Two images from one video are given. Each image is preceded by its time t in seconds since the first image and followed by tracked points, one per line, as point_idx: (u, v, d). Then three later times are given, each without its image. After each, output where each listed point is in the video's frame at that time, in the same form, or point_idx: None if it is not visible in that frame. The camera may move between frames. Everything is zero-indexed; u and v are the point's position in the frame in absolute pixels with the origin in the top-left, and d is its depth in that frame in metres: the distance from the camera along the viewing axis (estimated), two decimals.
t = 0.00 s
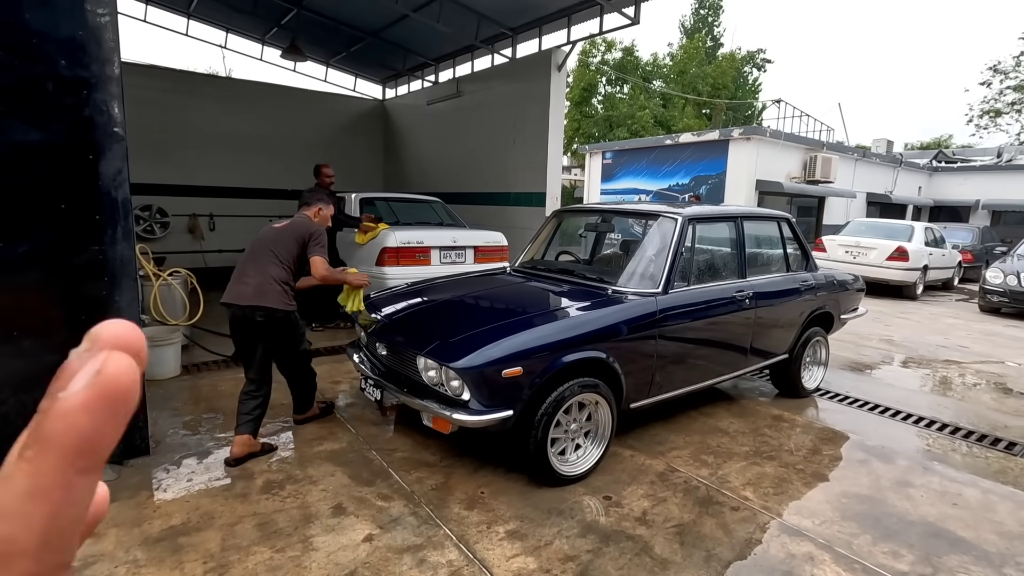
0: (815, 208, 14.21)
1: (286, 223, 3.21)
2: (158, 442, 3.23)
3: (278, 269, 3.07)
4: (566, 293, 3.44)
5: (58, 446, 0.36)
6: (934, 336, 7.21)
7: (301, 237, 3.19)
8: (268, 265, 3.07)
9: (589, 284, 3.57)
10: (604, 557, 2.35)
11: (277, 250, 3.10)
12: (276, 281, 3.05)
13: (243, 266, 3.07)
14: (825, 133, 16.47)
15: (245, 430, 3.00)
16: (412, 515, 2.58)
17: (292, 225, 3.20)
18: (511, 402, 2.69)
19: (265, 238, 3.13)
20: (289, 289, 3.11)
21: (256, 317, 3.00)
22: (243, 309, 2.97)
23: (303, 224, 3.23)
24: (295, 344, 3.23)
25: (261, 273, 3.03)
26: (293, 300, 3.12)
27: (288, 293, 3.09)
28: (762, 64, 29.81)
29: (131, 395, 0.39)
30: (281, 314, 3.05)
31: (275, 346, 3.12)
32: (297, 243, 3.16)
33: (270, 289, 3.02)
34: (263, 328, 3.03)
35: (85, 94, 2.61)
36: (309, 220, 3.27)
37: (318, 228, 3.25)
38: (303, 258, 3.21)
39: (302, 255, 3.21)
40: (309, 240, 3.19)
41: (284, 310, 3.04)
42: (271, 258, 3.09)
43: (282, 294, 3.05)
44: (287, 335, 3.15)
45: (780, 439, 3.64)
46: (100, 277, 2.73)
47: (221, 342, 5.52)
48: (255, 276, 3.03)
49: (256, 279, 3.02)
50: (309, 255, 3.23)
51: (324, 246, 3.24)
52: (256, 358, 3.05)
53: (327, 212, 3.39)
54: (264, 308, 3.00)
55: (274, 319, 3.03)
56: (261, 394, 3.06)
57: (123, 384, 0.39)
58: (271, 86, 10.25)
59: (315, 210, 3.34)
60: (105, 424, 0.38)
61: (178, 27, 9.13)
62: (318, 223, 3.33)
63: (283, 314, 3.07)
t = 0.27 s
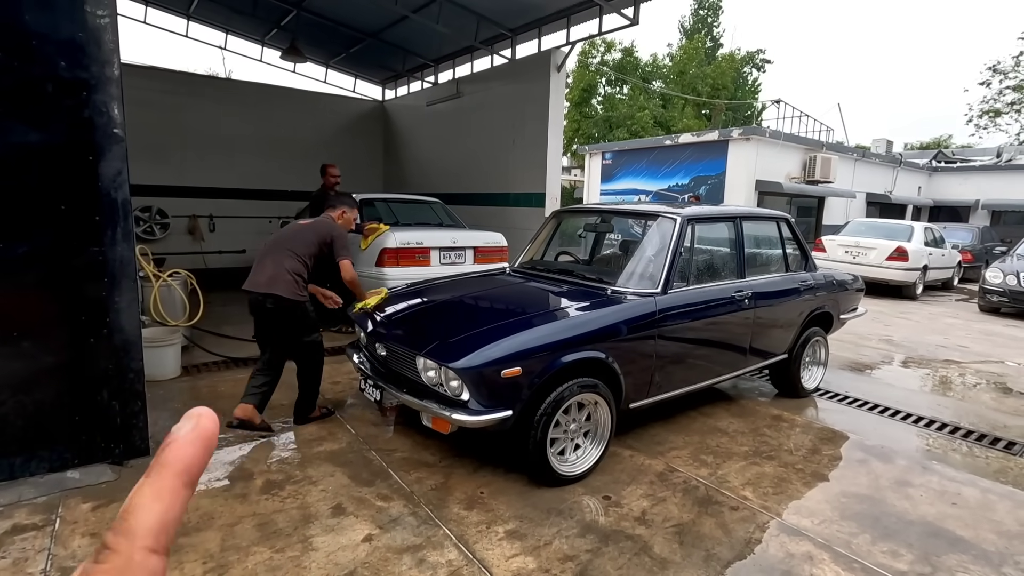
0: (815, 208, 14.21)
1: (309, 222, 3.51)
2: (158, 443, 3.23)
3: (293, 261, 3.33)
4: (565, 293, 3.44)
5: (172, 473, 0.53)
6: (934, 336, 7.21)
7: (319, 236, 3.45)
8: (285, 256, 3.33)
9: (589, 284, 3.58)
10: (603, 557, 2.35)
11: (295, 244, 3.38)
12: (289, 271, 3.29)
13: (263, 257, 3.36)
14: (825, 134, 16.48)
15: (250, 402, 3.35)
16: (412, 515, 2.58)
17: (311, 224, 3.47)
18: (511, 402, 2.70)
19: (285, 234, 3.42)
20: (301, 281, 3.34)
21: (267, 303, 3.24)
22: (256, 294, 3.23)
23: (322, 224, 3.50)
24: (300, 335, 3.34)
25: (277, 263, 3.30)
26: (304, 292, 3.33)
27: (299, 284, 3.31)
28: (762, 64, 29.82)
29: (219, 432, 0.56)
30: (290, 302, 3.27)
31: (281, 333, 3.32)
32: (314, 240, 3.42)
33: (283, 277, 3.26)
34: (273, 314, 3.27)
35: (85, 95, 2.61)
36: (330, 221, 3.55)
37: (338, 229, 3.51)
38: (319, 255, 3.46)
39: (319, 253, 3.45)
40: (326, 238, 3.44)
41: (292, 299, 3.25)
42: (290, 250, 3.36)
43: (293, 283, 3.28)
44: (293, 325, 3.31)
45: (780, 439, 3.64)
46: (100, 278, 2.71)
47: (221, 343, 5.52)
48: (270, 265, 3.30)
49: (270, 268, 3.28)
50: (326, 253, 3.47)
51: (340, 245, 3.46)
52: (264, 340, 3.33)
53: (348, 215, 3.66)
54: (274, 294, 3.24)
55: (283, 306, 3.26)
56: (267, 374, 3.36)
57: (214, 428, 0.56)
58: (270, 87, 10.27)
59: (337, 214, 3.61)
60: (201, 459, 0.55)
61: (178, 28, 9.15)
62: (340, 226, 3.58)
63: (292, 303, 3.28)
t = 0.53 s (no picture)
0: (815, 208, 14.22)
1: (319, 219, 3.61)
2: (159, 443, 3.23)
3: (297, 256, 3.45)
4: (565, 294, 3.45)
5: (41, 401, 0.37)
6: (934, 336, 7.21)
7: (328, 233, 3.54)
8: (291, 251, 3.46)
9: (589, 284, 3.58)
10: (605, 557, 2.35)
11: (301, 240, 3.50)
12: (293, 265, 3.42)
13: (272, 250, 3.51)
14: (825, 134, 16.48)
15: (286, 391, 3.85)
16: (412, 515, 2.58)
17: (323, 222, 3.57)
18: (511, 402, 2.69)
19: (297, 230, 3.55)
20: (304, 276, 3.45)
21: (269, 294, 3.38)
22: (260, 285, 3.38)
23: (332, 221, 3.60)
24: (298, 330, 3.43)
25: (283, 257, 3.44)
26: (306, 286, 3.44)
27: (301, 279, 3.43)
28: (762, 64, 29.83)
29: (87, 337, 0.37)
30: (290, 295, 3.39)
31: (284, 326, 3.46)
32: (322, 236, 3.53)
33: (286, 272, 3.39)
34: (275, 306, 3.41)
35: (85, 96, 2.61)
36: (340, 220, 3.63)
37: (346, 228, 3.57)
38: (327, 253, 3.55)
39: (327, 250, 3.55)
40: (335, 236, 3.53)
41: (292, 292, 3.37)
42: (296, 246, 3.48)
43: (296, 277, 3.40)
44: (293, 319, 3.42)
45: (780, 439, 3.64)
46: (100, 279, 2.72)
47: (221, 344, 5.52)
48: (277, 258, 3.44)
49: (276, 261, 3.42)
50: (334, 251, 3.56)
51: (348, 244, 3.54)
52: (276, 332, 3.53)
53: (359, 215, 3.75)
54: (276, 286, 3.37)
55: (284, 298, 3.38)
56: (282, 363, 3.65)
57: (78, 327, 0.37)
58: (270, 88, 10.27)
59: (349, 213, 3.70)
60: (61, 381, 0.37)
61: (178, 30, 9.15)
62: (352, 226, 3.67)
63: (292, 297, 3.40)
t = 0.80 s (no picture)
0: (814, 209, 14.23)
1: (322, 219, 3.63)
2: (160, 445, 3.23)
3: (297, 251, 3.46)
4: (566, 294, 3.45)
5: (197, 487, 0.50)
6: (934, 336, 7.22)
7: (329, 231, 3.55)
8: (291, 247, 3.47)
9: (589, 285, 3.58)
10: (606, 558, 2.36)
11: (302, 237, 3.51)
12: (293, 260, 3.42)
13: (274, 246, 3.52)
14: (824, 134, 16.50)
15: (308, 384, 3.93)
16: (414, 516, 2.58)
17: (325, 221, 3.59)
18: (512, 403, 2.70)
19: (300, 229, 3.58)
20: (303, 272, 3.44)
21: (267, 288, 3.37)
22: (260, 279, 3.38)
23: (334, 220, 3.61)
24: (294, 325, 3.40)
25: (283, 252, 3.45)
26: (305, 282, 3.43)
27: (299, 274, 3.42)
28: (761, 65, 29.87)
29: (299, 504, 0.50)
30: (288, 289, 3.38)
31: (281, 323, 3.43)
32: (323, 233, 3.53)
33: (285, 265, 3.39)
34: (275, 300, 3.40)
35: (85, 98, 2.61)
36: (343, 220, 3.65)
37: (348, 227, 3.58)
38: (328, 250, 3.55)
39: (327, 247, 3.55)
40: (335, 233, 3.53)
41: (291, 287, 3.36)
42: (297, 242, 3.49)
43: (295, 272, 3.39)
44: (290, 313, 3.40)
45: (781, 439, 3.64)
46: (101, 281, 2.71)
47: (221, 345, 5.52)
48: (277, 253, 3.44)
49: (276, 255, 3.42)
50: (334, 248, 3.55)
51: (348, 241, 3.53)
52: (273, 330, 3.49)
53: (362, 216, 3.73)
54: (275, 280, 3.36)
55: (283, 293, 3.37)
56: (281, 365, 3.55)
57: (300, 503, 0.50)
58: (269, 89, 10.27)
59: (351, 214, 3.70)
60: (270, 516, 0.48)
61: (177, 31, 9.16)
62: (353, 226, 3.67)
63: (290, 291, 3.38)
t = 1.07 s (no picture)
0: (813, 209, 14.25)
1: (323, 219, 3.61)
2: (160, 446, 3.23)
3: (295, 250, 3.47)
4: (566, 296, 3.44)
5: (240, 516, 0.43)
6: (933, 336, 7.23)
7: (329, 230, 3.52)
8: (290, 247, 3.48)
9: (589, 286, 3.58)
10: (607, 559, 2.35)
11: (301, 236, 3.51)
12: (290, 259, 3.43)
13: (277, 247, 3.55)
14: (822, 135, 16.52)
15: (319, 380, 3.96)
16: (414, 518, 2.58)
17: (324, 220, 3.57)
18: (513, 404, 2.69)
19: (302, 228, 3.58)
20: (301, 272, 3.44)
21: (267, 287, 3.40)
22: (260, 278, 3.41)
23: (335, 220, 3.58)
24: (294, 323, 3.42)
25: (282, 252, 3.47)
26: (303, 281, 3.43)
27: (297, 274, 3.42)
28: (759, 66, 29.93)
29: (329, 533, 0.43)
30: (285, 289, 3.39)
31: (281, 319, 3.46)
32: (322, 232, 3.51)
33: (282, 266, 3.41)
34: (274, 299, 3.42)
35: (85, 99, 2.60)
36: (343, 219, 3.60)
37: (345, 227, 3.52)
38: (327, 249, 3.53)
39: (327, 247, 3.53)
40: (333, 232, 3.49)
41: (289, 286, 3.37)
42: (296, 242, 3.49)
43: (292, 271, 3.40)
44: (290, 311, 3.40)
45: (781, 440, 3.65)
46: (100, 283, 2.70)
47: (221, 347, 5.51)
48: (277, 253, 3.47)
49: (275, 255, 3.44)
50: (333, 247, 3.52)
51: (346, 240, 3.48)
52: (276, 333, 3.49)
53: (362, 215, 3.64)
54: (274, 279, 3.38)
55: (281, 292, 3.39)
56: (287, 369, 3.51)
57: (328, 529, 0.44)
58: (268, 90, 10.27)
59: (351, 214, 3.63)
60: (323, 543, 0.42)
61: (176, 32, 9.15)
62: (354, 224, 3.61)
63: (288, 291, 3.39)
